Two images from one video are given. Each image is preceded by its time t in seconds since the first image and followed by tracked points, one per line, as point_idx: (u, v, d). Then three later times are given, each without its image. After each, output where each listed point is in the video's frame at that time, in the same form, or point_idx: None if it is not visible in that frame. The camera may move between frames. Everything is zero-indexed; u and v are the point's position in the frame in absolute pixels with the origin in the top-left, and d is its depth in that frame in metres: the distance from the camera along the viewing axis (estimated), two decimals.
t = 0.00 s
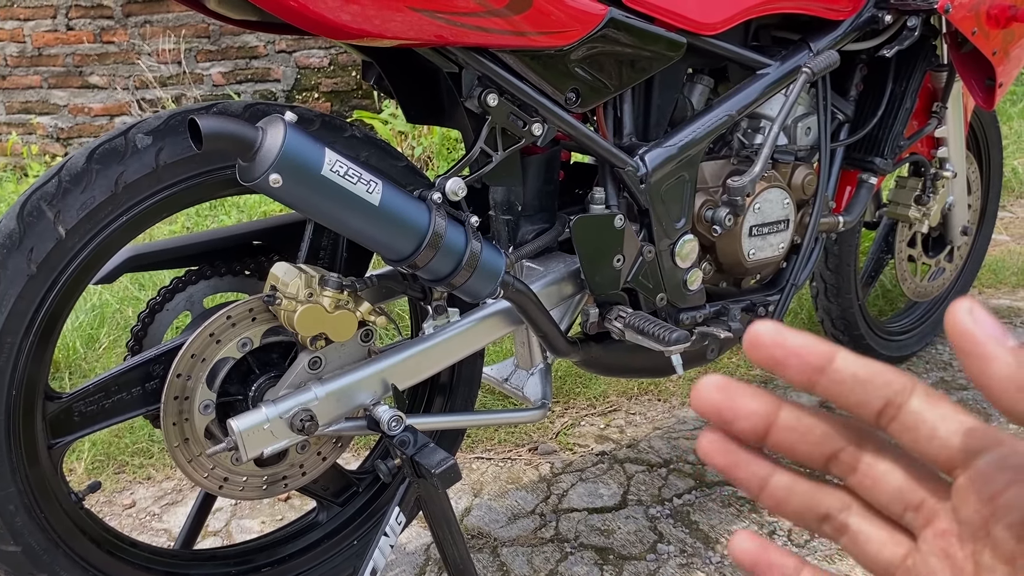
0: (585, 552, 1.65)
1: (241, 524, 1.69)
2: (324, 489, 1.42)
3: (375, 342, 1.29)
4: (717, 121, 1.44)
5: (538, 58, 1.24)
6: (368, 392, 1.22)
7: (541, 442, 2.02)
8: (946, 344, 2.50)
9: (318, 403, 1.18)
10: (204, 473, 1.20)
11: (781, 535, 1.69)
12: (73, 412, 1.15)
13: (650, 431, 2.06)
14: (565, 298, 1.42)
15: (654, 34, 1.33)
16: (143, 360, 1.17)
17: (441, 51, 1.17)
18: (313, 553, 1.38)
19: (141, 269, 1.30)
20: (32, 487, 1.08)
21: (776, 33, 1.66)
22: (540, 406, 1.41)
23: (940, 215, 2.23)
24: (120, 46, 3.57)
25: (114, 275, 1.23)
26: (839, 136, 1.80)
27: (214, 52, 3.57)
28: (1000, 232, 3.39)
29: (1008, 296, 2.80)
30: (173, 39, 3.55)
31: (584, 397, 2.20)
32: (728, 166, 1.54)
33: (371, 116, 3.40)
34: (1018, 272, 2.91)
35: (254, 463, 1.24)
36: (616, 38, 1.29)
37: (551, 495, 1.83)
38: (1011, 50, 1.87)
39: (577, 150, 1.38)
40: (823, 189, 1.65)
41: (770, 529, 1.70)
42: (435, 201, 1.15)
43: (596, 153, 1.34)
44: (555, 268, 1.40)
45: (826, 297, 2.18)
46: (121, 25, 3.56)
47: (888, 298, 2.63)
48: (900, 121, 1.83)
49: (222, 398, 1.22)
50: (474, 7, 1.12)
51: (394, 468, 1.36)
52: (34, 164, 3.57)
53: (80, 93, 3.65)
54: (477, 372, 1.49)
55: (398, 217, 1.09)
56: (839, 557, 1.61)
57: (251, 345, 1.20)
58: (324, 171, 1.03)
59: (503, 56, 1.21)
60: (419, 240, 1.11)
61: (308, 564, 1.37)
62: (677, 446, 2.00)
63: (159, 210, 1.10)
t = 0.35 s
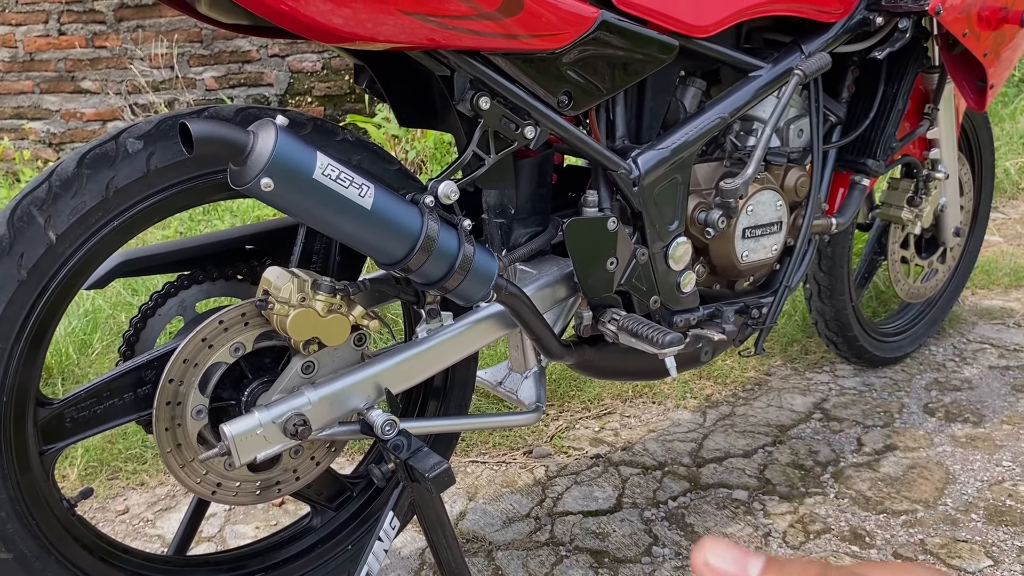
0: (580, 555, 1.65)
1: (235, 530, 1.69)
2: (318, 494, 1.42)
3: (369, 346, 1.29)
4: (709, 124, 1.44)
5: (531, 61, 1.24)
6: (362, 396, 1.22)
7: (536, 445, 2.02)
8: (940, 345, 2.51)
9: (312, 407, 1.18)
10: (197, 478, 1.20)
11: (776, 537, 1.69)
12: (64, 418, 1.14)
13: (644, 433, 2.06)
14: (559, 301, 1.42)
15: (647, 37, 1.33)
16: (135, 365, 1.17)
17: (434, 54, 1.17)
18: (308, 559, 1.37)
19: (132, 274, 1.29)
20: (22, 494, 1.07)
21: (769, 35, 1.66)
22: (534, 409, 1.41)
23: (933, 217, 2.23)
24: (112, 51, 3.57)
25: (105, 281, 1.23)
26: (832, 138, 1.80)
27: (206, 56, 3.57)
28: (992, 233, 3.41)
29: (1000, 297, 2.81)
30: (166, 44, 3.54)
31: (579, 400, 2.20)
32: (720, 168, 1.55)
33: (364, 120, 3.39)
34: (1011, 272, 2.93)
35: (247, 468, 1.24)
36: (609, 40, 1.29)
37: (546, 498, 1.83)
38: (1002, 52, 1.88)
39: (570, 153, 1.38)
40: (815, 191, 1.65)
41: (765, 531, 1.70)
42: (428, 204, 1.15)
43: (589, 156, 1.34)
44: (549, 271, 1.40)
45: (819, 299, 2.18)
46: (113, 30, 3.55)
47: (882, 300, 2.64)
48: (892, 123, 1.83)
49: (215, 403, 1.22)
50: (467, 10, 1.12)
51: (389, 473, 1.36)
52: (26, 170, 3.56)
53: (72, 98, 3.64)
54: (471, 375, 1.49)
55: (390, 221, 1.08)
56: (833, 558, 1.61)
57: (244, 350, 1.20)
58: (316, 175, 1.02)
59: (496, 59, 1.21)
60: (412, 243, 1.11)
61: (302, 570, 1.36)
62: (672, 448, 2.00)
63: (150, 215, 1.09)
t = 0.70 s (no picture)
0: (571, 557, 1.66)
1: (226, 535, 1.69)
2: (309, 498, 1.42)
3: (358, 351, 1.29)
4: (694, 128, 1.46)
5: (518, 67, 1.26)
6: (351, 400, 1.23)
7: (526, 448, 2.03)
8: (926, 345, 2.54)
9: (301, 411, 1.18)
10: (187, 483, 1.20)
11: (764, 537, 1.70)
12: (54, 424, 1.15)
13: (634, 435, 2.07)
14: (547, 304, 1.44)
15: (632, 42, 1.35)
16: (125, 371, 1.17)
17: (420, 61, 1.18)
18: (298, 563, 1.38)
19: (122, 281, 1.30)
20: (13, 501, 1.07)
21: (753, 40, 1.68)
22: (523, 412, 1.42)
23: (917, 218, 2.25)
24: (100, 57, 3.56)
25: (95, 287, 1.23)
26: (817, 140, 1.82)
27: (195, 62, 3.57)
28: (977, 234, 3.45)
29: (985, 297, 2.84)
30: (154, 51, 3.54)
31: (568, 402, 2.21)
32: (706, 172, 1.56)
33: (353, 125, 3.40)
34: (995, 272, 2.96)
35: (237, 473, 1.24)
36: (594, 46, 1.31)
37: (536, 500, 1.84)
38: (982, 56, 1.90)
39: (557, 158, 1.39)
40: (800, 194, 1.67)
41: (754, 531, 1.71)
42: (415, 209, 1.15)
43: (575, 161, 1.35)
44: (537, 274, 1.41)
45: (806, 301, 2.20)
46: (102, 37, 3.55)
47: (868, 301, 2.66)
48: (876, 126, 1.85)
49: (205, 408, 1.22)
50: (453, 17, 1.13)
51: (378, 476, 1.36)
52: (14, 177, 3.55)
53: (61, 105, 3.64)
54: (461, 379, 1.50)
55: (378, 226, 1.09)
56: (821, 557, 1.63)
57: (233, 355, 1.20)
58: (303, 181, 1.03)
59: (482, 65, 1.22)
60: (400, 248, 1.12)
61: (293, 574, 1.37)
62: (661, 450, 2.01)
63: (139, 221, 1.10)
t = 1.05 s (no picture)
0: (559, 557, 1.68)
1: (216, 540, 1.70)
2: (299, 501, 1.43)
3: (347, 355, 1.31)
4: (677, 133, 1.48)
5: (502, 74, 1.28)
6: (341, 404, 1.24)
7: (514, 451, 2.05)
8: (908, 345, 2.57)
9: (292, 415, 1.20)
10: (179, 487, 1.21)
11: (749, 535, 1.73)
12: (46, 430, 1.16)
13: (621, 437, 2.10)
14: (533, 307, 1.46)
15: (615, 50, 1.37)
16: (116, 377, 1.18)
17: (407, 69, 1.20)
18: (289, 566, 1.39)
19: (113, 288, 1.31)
20: (6, 507, 1.08)
21: (734, 46, 1.71)
22: (511, 414, 1.44)
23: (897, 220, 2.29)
24: (86, 65, 3.56)
25: (85, 295, 1.25)
26: (797, 145, 1.85)
27: (181, 70, 3.58)
28: (957, 235, 3.49)
29: (966, 297, 2.88)
30: (140, 59, 3.55)
31: (556, 405, 2.23)
32: (688, 177, 1.59)
33: (340, 131, 3.42)
34: (976, 273, 3.00)
35: (228, 477, 1.25)
36: (578, 53, 1.33)
37: (525, 502, 1.85)
38: (959, 60, 1.94)
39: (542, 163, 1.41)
40: (781, 197, 1.70)
41: (739, 530, 1.74)
42: (403, 214, 1.17)
43: (561, 166, 1.37)
44: (523, 278, 1.43)
45: (789, 302, 2.23)
46: (87, 45, 3.55)
47: (851, 302, 2.70)
48: (855, 129, 1.89)
49: (196, 413, 1.23)
50: (439, 26, 1.15)
51: (369, 478, 1.38)
52: None
53: (46, 113, 3.63)
54: (449, 382, 1.52)
55: (366, 232, 1.11)
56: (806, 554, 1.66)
57: (224, 360, 1.22)
58: (293, 188, 1.05)
59: (468, 73, 1.24)
60: (388, 253, 1.13)
61: None
62: (647, 451, 2.03)
63: (129, 229, 1.11)
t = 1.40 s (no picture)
0: (550, 558, 1.71)
1: (212, 546, 1.72)
2: (295, 507, 1.46)
3: (341, 364, 1.34)
4: (660, 143, 1.53)
5: (490, 89, 1.32)
6: (336, 411, 1.27)
7: (505, 455, 2.08)
8: (888, 347, 2.63)
9: (288, 423, 1.23)
10: (179, 494, 1.24)
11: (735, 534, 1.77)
12: (48, 440, 1.18)
13: (608, 440, 2.14)
14: (523, 314, 1.49)
15: (599, 64, 1.41)
16: (117, 388, 1.21)
17: (397, 85, 1.24)
18: (286, 570, 1.42)
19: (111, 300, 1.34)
20: (10, 516, 1.11)
21: (714, 58, 1.75)
22: (502, 419, 1.47)
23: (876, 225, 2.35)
24: (73, 76, 3.57)
25: (85, 307, 1.27)
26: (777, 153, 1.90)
27: (169, 80, 3.60)
28: (936, 238, 3.57)
29: (945, 299, 2.95)
30: (127, 69, 3.56)
31: (545, 409, 2.26)
32: (671, 185, 1.63)
33: (327, 140, 3.45)
34: (954, 275, 3.07)
35: (227, 484, 1.28)
36: (564, 68, 1.37)
37: (515, 505, 1.89)
38: (932, 70, 2.00)
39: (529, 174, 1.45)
40: (761, 204, 1.74)
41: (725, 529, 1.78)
42: (396, 226, 1.21)
43: (548, 177, 1.41)
44: (513, 285, 1.47)
45: (771, 306, 2.28)
46: (74, 56, 3.56)
47: (832, 305, 2.76)
48: (833, 137, 1.94)
49: (194, 422, 1.26)
50: (429, 43, 1.19)
51: (364, 484, 1.41)
52: None
53: (33, 124, 3.61)
54: (441, 389, 1.55)
55: (361, 244, 1.15)
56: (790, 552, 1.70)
57: (221, 370, 1.25)
58: (289, 203, 1.08)
59: (457, 88, 1.28)
60: (382, 264, 1.17)
61: None
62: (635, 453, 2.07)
63: (129, 243, 1.14)
